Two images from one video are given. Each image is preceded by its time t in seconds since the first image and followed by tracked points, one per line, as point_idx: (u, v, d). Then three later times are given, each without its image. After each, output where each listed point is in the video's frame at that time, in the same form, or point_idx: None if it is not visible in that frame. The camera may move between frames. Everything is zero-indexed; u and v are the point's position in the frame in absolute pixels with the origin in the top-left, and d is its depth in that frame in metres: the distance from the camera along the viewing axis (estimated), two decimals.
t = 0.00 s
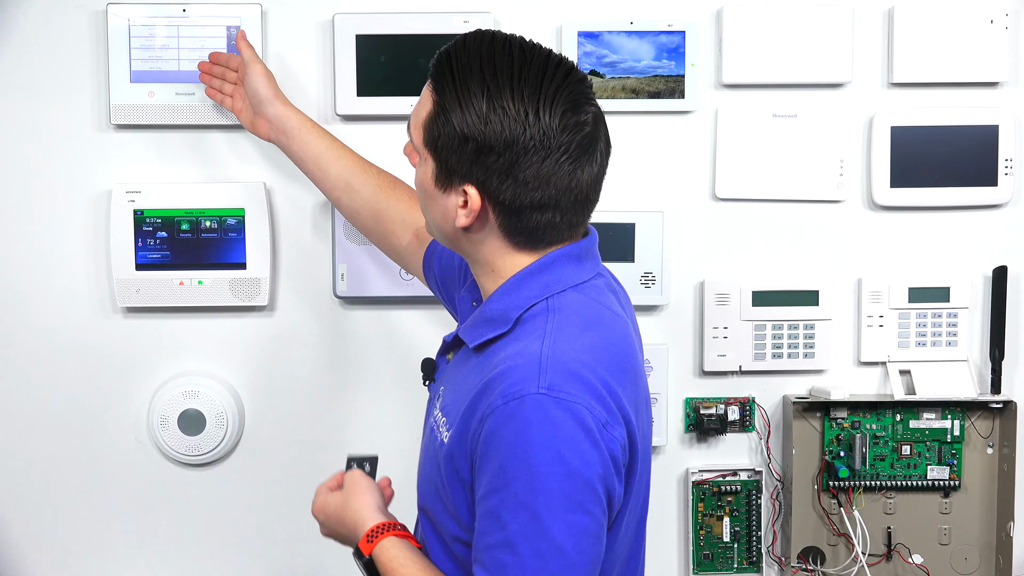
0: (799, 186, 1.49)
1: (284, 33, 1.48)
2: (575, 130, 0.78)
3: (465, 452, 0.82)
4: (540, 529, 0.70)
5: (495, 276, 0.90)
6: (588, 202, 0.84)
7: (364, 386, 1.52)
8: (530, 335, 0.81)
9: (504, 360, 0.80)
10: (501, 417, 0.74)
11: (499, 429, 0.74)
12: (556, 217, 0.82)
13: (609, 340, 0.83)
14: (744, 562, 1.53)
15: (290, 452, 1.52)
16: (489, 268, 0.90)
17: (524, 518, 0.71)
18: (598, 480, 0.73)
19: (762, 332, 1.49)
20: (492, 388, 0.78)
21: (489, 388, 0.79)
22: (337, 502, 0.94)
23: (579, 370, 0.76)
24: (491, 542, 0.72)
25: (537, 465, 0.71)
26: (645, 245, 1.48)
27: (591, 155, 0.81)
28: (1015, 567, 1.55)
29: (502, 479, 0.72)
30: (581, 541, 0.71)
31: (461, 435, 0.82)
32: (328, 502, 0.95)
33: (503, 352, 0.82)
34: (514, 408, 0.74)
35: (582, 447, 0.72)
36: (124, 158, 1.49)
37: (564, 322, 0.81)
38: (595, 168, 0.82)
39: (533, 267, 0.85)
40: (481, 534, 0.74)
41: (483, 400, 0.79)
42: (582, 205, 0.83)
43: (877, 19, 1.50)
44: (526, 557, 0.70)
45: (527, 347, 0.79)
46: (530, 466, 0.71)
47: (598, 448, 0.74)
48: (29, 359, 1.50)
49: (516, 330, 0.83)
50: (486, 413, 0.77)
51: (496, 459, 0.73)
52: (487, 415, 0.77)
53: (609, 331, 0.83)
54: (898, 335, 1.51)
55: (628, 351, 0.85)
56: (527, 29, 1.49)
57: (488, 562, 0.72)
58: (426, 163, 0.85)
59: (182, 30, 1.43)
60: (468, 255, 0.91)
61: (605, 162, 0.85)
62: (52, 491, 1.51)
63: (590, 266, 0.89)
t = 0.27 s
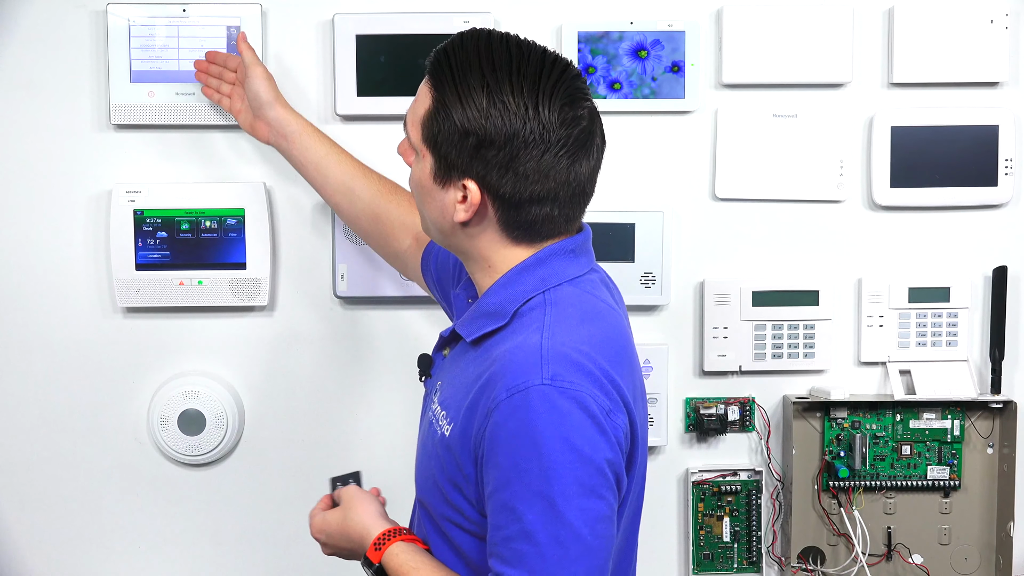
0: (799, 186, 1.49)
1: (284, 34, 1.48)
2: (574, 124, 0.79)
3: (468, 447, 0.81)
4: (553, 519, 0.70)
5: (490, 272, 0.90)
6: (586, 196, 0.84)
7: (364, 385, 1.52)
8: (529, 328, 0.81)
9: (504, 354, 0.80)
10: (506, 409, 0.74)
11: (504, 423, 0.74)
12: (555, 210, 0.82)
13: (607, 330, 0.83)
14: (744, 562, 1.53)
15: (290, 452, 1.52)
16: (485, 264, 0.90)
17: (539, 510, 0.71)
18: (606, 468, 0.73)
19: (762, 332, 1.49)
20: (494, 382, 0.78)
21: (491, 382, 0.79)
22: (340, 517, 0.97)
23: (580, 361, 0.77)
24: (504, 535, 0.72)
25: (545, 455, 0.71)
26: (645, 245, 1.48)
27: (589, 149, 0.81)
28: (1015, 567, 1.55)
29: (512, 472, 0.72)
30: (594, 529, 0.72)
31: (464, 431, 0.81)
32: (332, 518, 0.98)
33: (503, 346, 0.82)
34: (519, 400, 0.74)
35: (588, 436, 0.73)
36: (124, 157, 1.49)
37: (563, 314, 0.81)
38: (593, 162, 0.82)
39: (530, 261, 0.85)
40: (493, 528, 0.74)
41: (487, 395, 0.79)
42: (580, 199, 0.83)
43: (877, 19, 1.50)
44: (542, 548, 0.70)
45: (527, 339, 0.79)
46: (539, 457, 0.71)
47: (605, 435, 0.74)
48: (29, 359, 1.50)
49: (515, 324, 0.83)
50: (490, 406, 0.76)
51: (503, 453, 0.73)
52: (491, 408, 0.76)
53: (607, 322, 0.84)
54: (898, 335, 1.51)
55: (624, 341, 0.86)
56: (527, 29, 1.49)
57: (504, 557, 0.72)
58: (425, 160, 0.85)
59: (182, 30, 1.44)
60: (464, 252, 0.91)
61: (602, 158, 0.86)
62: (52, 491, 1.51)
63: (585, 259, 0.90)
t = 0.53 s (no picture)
0: (799, 186, 1.49)
1: (284, 34, 1.48)
2: (591, 118, 0.80)
3: (478, 446, 0.81)
4: (556, 521, 0.71)
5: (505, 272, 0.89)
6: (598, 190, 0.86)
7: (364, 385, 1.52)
8: (547, 332, 0.81)
9: (523, 356, 0.79)
10: (523, 412, 0.74)
11: (521, 424, 0.74)
12: (573, 205, 0.83)
13: (623, 338, 0.83)
14: (744, 562, 1.53)
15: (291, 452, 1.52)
16: (499, 264, 0.89)
17: (541, 510, 0.71)
18: (614, 475, 0.74)
19: (763, 332, 1.49)
20: (512, 382, 0.78)
21: (507, 382, 0.78)
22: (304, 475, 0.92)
23: (600, 369, 0.77)
24: (503, 531, 0.73)
25: (559, 460, 0.71)
26: (645, 245, 1.48)
27: (602, 143, 0.83)
28: (1015, 567, 1.55)
29: (520, 471, 0.73)
30: (591, 533, 0.73)
31: (476, 428, 0.81)
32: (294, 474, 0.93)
33: (520, 347, 0.82)
34: (537, 403, 0.74)
35: (602, 445, 0.73)
36: (124, 157, 1.49)
37: (580, 319, 0.81)
38: (605, 156, 0.84)
39: (538, 268, 0.85)
40: (490, 521, 0.74)
41: (502, 393, 0.78)
42: (595, 192, 0.85)
43: (877, 19, 1.49)
44: (539, 547, 0.71)
45: (547, 343, 0.78)
46: (551, 461, 0.71)
47: (615, 446, 0.74)
48: (29, 359, 1.50)
49: (531, 326, 0.83)
50: (506, 407, 0.76)
51: (516, 453, 0.73)
52: (507, 408, 0.76)
53: (623, 330, 0.84)
54: (898, 335, 1.51)
55: (640, 351, 0.86)
56: (527, 29, 1.49)
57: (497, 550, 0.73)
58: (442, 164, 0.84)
59: (182, 30, 1.43)
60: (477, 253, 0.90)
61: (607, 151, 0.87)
62: (52, 492, 1.51)
63: (596, 263, 0.90)
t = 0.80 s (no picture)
0: (799, 186, 1.49)
1: (284, 34, 1.48)
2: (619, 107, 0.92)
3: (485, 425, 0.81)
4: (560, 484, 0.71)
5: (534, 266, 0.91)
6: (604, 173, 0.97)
7: (364, 385, 1.52)
8: (557, 310, 0.82)
9: (536, 332, 0.81)
10: (536, 378, 0.75)
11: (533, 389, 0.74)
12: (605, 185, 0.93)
13: (630, 322, 0.85)
14: (744, 562, 1.53)
15: (291, 452, 1.52)
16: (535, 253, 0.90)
17: (546, 472, 0.71)
18: (620, 448, 0.74)
19: (762, 332, 1.49)
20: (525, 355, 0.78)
21: (520, 356, 0.79)
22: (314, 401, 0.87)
23: (611, 344, 0.78)
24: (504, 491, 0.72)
25: (570, 423, 0.72)
26: (645, 245, 1.48)
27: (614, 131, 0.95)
28: (1015, 567, 1.55)
29: (528, 433, 0.72)
30: (591, 504, 0.72)
31: (484, 404, 0.81)
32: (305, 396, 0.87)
33: (531, 325, 0.82)
34: (550, 368, 0.74)
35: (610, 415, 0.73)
36: (124, 157, 1.49)
37: (586, 299, 0.83)
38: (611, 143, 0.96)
39: (539, 256, 0.88)
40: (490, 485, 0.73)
41: (514, 366, 0.79)
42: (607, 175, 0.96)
43: (877, 19, 1.50)
44: (540, 511, 0.71)
45: (559, 318, 0.80)
46: (561, 423, 0.72)
47: (624, 418, 0.75)
48: (29, 359, 1.50)
49: (540, 306, 0.84)
50: (520, 376, 0.77)
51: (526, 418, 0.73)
52: (520, 377, 0.77)
53: (629, 314, 0.86)
54: (898, 335, 1.51)
55: (646, 339, 0.87)
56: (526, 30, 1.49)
57: (496, 513, 0.72)
58: (514, 166, 0.82)
59: (182, 30, 1.44)
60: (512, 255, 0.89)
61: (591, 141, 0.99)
62: (52, 492, 1.51)
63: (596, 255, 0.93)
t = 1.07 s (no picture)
0: (799, 186, 1.49)
1: (284, 34, 1.48)
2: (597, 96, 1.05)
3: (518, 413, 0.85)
4: (591, 460, 0.79)
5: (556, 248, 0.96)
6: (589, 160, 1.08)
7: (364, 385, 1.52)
8: (591, 304, 0.88)
9: (574, 322, 0.86)
10: (580, 362, 0.81)
11: (578, 371, 0.81)
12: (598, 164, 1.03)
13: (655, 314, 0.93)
14: (744, 562, 1.53)
15: (291, 452, 1.52)
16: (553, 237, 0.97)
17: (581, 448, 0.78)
18: (655, 429, 0.82)
19: (763, 332, 1.49)
20: (567, 343, 0.84)
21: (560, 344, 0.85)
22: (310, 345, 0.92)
23: (653, 331, 0.85)
24: (535, 463, 0.78)
25: (614, 403, 0.79)
26: (645, 245, 1.48)
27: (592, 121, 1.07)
28: (1015, 567, 1.55)
29: (573, 411, 0.79)
30: (620, 482, 0.80)
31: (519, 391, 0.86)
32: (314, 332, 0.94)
33: (565, 318, 0.88)
34: (594, 353, 0.81)
35: (648, 401, 0.81)
36: (124, 158, 1.49)
37: (617, 293, 0.90)
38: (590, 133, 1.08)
39: (563, 254, 0.93)
40: (519, 456, 0.80)
41: (557, 350, 0.85)
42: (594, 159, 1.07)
43: (877, 19, 1.50)
44: (574, 485, 0.78)
45: (598, 310, 0.87)
46: (604, 403, 0.79)
47: (663, 402, 0.82)
48: (29, 359, 1.50)
49: (572, 301, 0.90)
50: (563, 361, 0.83)
51: (570, 398, 0.80)
52: (563, 363, 0.82)
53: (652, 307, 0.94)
54: (898, 335, 1.51)
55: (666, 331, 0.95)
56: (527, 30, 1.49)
57: (529, 486, 0.78)
58: (549, 142, 0.91)
59: (182, 30, 1.44)
60: (541, 241, 0.94)
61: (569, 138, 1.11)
62: (52, 491, 1.51)
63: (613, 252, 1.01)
